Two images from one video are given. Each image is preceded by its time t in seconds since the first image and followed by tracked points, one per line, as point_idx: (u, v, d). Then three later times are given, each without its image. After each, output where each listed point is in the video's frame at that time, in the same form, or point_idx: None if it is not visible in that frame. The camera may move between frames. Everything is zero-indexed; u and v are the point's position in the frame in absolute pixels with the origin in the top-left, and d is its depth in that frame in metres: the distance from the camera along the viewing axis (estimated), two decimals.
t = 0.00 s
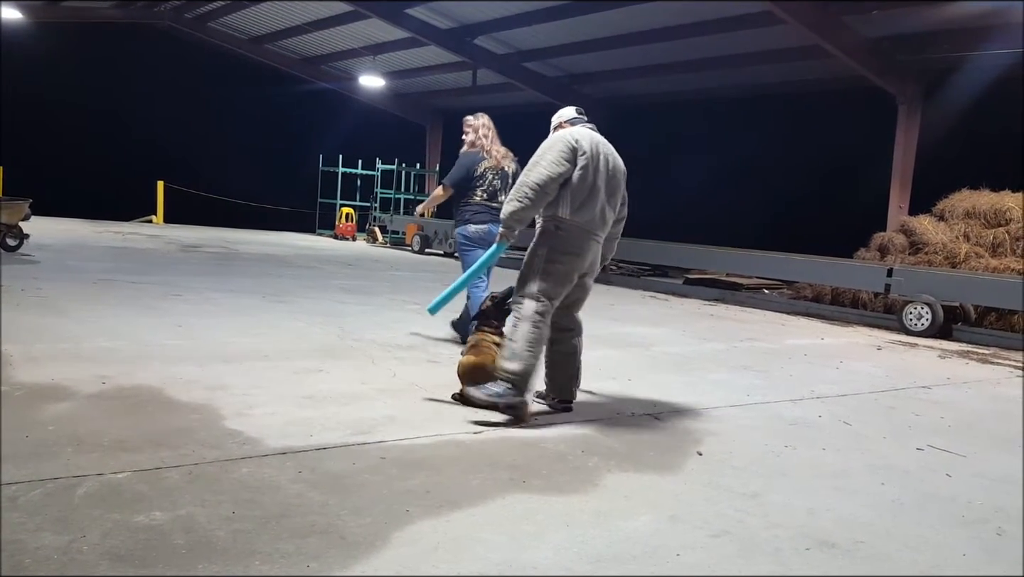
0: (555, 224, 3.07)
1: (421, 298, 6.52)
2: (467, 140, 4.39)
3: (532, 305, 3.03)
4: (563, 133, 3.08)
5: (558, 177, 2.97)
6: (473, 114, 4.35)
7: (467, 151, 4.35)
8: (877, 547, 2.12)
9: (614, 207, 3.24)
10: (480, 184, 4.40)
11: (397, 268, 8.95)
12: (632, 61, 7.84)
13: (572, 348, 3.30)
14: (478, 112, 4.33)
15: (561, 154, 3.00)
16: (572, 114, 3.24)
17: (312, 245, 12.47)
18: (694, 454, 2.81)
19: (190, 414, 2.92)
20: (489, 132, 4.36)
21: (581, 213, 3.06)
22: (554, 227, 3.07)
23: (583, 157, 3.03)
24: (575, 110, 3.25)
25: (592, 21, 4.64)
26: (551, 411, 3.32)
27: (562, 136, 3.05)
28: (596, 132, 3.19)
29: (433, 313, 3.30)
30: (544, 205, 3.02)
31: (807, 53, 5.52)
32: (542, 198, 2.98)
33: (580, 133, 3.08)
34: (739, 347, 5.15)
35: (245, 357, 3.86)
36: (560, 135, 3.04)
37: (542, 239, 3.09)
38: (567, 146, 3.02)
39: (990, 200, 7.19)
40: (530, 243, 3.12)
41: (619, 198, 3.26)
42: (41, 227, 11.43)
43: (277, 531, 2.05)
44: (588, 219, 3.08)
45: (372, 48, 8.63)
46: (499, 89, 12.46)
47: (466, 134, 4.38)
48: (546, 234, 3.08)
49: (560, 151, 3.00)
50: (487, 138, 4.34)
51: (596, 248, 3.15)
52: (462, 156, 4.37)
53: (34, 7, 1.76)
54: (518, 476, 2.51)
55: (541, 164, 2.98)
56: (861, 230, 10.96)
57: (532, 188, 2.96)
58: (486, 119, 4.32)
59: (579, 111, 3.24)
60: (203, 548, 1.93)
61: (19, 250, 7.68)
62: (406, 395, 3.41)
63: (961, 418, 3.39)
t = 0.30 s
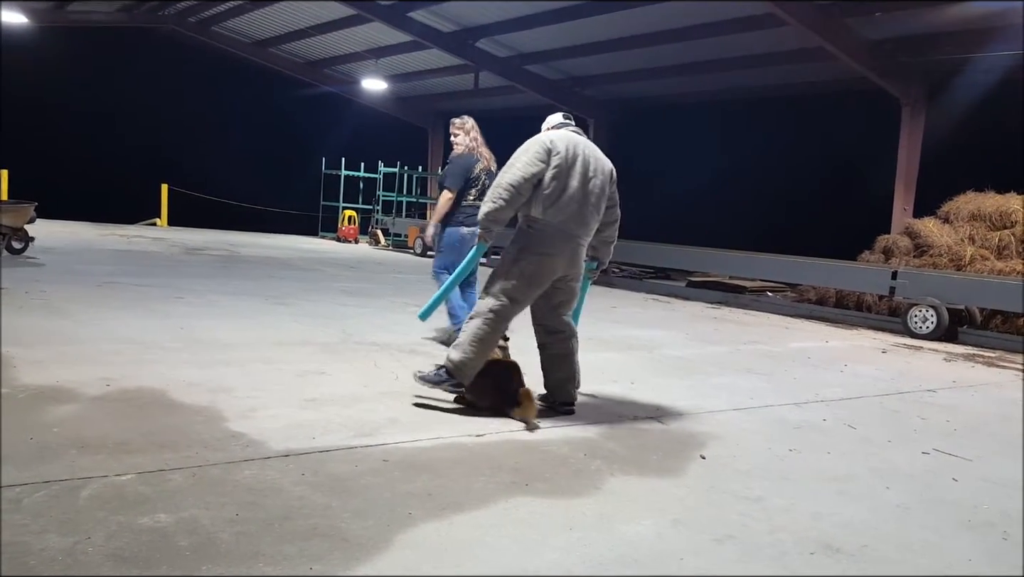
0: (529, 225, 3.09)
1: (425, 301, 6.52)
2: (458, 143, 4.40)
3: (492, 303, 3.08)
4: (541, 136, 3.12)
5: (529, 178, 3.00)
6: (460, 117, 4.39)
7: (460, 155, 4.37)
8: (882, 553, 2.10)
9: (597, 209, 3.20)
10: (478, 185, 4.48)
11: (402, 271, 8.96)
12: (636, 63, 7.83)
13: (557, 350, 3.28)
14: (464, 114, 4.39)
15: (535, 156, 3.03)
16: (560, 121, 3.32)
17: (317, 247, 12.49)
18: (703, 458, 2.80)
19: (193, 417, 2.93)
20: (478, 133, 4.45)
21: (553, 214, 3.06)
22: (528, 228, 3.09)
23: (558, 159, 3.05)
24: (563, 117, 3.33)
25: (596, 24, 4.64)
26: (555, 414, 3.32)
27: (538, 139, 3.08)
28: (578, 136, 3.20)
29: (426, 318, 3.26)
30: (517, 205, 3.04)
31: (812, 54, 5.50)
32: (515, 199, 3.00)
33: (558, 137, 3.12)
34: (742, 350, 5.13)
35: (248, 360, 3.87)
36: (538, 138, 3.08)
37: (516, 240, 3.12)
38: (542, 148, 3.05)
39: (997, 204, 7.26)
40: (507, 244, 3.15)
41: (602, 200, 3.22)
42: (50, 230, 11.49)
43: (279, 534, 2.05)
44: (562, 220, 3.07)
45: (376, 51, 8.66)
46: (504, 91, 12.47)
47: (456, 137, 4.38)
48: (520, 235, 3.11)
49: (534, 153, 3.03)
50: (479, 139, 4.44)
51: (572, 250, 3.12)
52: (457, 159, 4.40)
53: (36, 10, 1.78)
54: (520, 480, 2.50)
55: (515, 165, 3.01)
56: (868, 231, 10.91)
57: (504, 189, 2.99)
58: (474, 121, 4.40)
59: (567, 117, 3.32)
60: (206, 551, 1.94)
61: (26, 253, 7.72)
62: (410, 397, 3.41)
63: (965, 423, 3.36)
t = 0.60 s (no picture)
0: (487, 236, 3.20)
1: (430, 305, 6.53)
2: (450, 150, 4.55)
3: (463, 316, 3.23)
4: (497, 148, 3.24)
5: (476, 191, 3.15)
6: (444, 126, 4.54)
7: (449, 164, 4.57)
8: (891, 556, 2.09)
9: (562, 213, 3.18)
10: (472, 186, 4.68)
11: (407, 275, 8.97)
12: (640, 67, 7.85)
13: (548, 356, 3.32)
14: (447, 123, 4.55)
15: (484, 169, 3.16)
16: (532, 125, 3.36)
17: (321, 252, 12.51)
18: (709, 462, 2.79)
19: (201, 422, 2.93)
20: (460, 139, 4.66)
21: (505, 222, 3.14)
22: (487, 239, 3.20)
23: (505, 168, 3.13)
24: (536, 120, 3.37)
25: (600, 28, 4.64)
26: (563, 418, 3.31)
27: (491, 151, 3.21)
28: (537, 142, 3.22)
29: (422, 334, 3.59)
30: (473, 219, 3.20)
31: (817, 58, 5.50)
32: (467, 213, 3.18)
33: (511, 145, 3.19)
34: (749, 353, 5.13)
35: (255, 365, 3.88)
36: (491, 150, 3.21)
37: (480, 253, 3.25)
38: (490, 159, 3.16)
39: (1002, 205, 7.31)
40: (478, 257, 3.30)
41: (567, 204, 3.20)
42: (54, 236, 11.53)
43: (287, 539, 2.05)
44: (517, 227, 3.13)
45: (380, 57, 8.68)
46: (506, 96, 12.49)
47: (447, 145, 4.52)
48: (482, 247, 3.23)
49: (481, 166, 3.17)
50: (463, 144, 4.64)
51: (533, 256, 3.14)
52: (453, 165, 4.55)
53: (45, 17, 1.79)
54: (528, 484, 2.50)
55: (467, 181, 3.20)
56: (872, 234, 10.90)
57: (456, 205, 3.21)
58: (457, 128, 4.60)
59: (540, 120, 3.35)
60: (214, 556, 1.93)
61: (32, 260, 7.75)
62: (416, 402, 3.41)
63: (975, 425, 3.34)
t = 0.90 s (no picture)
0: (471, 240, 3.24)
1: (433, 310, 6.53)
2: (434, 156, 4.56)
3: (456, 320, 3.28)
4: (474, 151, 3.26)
5: (456, 197, 3.19)
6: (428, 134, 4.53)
7: (436, 171, 4.53)
8: (897, 555, 2.09)
9: (542, 208, 3.18)
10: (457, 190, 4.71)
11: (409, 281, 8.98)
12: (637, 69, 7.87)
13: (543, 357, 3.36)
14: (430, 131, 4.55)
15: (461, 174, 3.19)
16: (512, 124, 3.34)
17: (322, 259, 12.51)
18: (715, 463, 2.79)
19: (205, 432, 2.93)
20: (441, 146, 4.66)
21: (485, 224, 3.16)
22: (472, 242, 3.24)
23: (480, 170, 3.16)
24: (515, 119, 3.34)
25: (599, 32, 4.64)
26: (569, 421, 3.30)
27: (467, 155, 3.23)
28: (512, 139, 3.22)
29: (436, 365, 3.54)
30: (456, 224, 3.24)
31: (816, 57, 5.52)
32: (449, 220, 3.22)
33: (485, 146, 3.21)
34: (753, 353, 5.13)
35: (259, 373, 3.88)
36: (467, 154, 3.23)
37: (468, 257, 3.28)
38: (465, 163, 3.18)
39: (1004, 203, 7.34)
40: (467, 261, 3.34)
41: (545, 199, 3.20)
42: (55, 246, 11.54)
43: (293, 547, 2.05)
44: (497, 228, 3.15)
45: (379, 63, 8.71)
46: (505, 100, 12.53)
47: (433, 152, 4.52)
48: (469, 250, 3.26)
49: (458, 170, 3.19)
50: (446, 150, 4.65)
51: (516, 255, 3.16)
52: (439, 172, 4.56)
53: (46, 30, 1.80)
54: (535, 488, 2.50)
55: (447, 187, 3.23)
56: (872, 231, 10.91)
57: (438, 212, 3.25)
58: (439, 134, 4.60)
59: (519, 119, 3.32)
60: (222, 565, 1.94)
61: (35, 271, 7.75)
62: (420, 408, 3.40)
63: (979, 423, 3.35)
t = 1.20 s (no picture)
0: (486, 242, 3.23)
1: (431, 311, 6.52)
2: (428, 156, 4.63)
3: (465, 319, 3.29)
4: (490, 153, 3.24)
5: (473, 199, 3.16)
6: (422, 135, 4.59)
7: (434, 171, 4.60)
8: (897, 556, 2.09)
9: (559, 211, 3.19)
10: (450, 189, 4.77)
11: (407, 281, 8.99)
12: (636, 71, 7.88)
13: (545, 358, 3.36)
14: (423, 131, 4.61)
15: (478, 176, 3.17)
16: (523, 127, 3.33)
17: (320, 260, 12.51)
18: (714, 464, 2.79)
19: (205, 433, 2.93)
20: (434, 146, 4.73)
21: (502, 227, 3.16)
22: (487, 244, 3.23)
23: (499, 173, 3.14)
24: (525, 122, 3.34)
25: (599, 33, 4.65)
26: (568, 423, 3.30)
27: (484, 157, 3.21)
28: (530, 142, 3.22)
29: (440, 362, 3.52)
30: (472, 226, 3.22)
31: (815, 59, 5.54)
32: (465, 221, 3.20)
33: (503, 149, 3.19)
34: (753, 355, 5.13)
35: (258, 374, 3.88)
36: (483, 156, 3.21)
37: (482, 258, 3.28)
38: (483, 165, 3.16)
39: (1003, 204, 7.34)
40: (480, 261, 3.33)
41: (562, 202, 3.20)
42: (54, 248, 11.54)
43: (294, 548, 2.05)
44: (514, 231, 3.15)
45: (379, 65, 8.73)
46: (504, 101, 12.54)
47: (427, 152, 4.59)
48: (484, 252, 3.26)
49: (475, 173, 3.17)
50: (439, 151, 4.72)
51: (531, 258, 3.17)
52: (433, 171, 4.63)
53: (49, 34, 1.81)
54: (535, 490, 2.49)
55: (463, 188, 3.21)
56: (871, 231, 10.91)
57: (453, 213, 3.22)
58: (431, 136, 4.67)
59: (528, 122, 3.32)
60: (222, 566, 1.93)
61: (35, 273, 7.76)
62: (419, 409, 3.40)
63: (980, 424, 3.35)
